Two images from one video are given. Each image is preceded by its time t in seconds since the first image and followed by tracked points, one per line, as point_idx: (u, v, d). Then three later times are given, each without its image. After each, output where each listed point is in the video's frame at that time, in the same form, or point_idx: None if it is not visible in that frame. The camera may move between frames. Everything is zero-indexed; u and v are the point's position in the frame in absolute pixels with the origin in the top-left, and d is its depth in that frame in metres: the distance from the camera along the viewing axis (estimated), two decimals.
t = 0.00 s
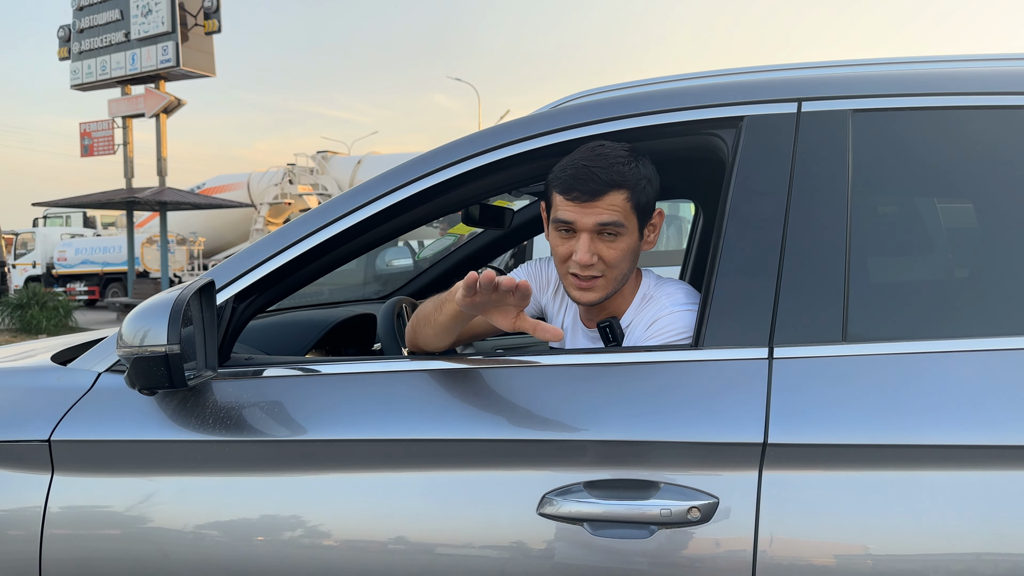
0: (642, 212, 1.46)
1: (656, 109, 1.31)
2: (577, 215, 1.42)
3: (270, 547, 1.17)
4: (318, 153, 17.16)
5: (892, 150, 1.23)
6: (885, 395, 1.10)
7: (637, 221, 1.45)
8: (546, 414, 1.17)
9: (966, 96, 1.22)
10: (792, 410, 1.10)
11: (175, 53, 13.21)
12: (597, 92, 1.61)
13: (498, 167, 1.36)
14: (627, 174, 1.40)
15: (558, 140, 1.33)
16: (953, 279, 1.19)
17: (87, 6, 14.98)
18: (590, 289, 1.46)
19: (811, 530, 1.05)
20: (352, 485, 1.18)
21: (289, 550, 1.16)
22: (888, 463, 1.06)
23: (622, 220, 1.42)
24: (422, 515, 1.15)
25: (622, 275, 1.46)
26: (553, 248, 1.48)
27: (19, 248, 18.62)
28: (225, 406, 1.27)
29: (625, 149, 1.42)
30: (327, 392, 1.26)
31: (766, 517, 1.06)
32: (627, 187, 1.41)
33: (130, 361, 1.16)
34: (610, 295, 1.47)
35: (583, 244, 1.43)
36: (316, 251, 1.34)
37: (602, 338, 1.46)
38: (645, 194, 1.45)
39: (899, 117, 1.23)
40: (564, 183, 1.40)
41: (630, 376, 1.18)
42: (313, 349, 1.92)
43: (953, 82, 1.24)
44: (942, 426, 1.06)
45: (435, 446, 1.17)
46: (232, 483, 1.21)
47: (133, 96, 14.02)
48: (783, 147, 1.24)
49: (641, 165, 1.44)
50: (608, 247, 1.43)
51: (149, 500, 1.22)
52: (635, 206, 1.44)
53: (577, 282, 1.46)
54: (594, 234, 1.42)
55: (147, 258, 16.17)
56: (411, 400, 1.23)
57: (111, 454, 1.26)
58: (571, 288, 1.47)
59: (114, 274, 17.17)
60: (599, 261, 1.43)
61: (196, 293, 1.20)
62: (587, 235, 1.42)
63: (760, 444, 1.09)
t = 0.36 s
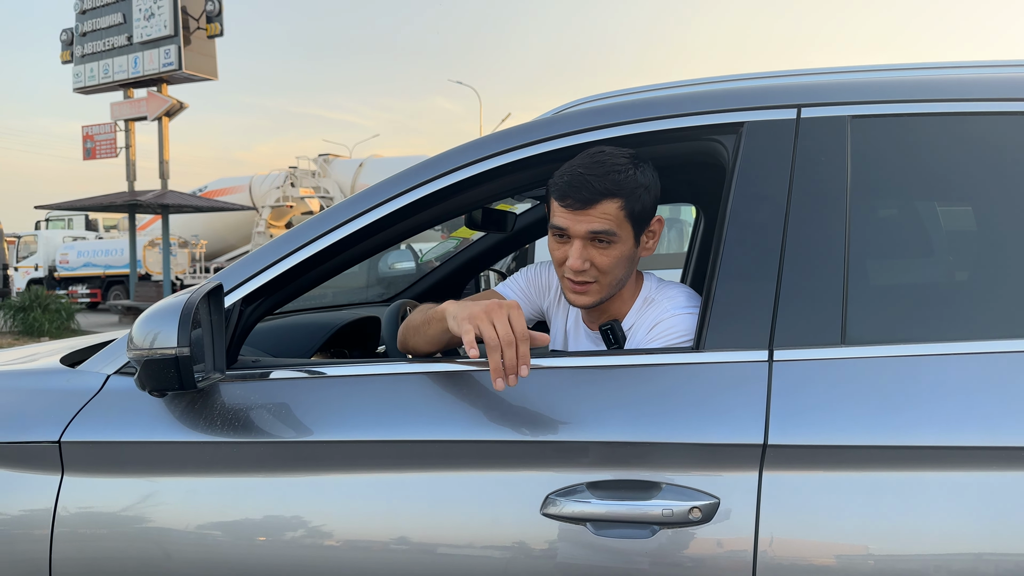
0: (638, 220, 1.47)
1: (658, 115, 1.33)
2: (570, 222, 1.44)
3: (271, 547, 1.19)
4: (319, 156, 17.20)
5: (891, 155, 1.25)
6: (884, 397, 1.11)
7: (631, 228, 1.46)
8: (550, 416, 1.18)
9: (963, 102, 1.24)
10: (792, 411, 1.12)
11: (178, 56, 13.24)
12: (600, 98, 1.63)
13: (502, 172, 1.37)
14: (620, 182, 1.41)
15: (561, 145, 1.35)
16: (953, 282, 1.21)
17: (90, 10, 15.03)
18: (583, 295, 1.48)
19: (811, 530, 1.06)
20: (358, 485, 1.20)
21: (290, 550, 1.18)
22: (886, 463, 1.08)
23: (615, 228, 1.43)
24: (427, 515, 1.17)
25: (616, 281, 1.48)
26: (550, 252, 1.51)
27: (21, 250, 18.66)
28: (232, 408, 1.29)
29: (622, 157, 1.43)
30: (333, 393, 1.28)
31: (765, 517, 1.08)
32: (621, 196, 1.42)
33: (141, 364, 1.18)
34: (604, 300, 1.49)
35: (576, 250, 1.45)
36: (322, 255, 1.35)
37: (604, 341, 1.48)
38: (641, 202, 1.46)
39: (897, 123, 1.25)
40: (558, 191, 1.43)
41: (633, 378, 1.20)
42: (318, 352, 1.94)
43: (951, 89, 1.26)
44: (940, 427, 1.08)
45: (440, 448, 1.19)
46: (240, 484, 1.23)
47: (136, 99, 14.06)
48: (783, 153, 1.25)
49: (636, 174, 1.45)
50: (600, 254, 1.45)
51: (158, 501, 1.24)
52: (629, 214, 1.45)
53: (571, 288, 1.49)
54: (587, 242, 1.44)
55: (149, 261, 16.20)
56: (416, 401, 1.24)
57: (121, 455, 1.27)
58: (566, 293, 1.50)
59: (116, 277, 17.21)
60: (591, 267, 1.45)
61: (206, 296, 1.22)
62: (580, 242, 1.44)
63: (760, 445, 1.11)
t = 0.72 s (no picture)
0: (647, 225, 1.50)
1: (660, 122, 1.34)
2: (582, 229, 1.46)
3: (272, 549, 1.20)
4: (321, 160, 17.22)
5: (891, 162, 1.26)
6: (885, 402, 1.12)
7: (641, 233, 1.49)
8: (555, 419, 1.20)
9: (964, 109, 1.25)
10: (795, 415, 1.13)
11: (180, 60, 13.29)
12: (603, 105, 1.65)
13: (507, 178, 1.39)
14: (631, 188, 1.44)
15: (565, 152, 1.36)
16: (953, 287, 1.22)
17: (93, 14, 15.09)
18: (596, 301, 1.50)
19: (813, 533, 1.07)
20: (365, 488, 1.21)
21: (291, 553, 1.20)
22: (888, 467, 1.09)
23: (627, 234, 1.46)
24: (433, 518, 1.18)
25: (627, 285, 1.50)
26: (560, 260, 1.52)
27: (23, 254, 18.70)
28: (240, 411, 1.30)
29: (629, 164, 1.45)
30: (339, 397, 1.29)
31: (768, 520, 1.09)
32: (632, 202, 1.45)
33: (150, 367, 1.20)
34: (616, 305, 1.51)
35: (588, 257, 1.47)
36: (329, 260, 1.37)
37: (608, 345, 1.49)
38: (649, 207, 1.49)
39: (898, 130, 1.26)
40: (570, 199, 1.44)
41: (636, 382, 1.21)
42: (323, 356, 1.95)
43: (951, 96, 1.27)
44: (941, 431, 1.09)
45: (446, 451, 1.20)
46: (248, 487, 1.24)
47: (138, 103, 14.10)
48: (785, 160, 1.27)
49: (644, 180, 1.47)
50: (613, 259, 1.47)
51: (166, 504, 1.25)
52: (640, 220, 1.47)
53: (583, 294, 1.50)
54: (600, 248, 1.46)
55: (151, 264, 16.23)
56: (423, 405, 1.26)
57: (130, 458, 1.29)
58: (577, 300, 1.52)
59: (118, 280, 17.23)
60: (604, 273, 1.47)
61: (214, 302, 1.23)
62: (593, 249, 1.46)
63: (763, 448, 1.12)
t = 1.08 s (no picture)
0: (651, 229, 1.50)
1: (664, 128, 1.35)
2: (586, 231, 1.47)
3: (273, 553, 1.21)
4: (322, 164, 17.25)
5: (893, 168, 1.27)
6: (888, 407, 1.13)
7: (645, 237, 1.49)
8: (559, 424, 1.20)
9: (966, 115, 1.26)
10: (798, 420, 1.13)
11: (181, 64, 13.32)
12: (606, 111, 1.66)
13: (511, 184, 1.40)
14: (635, 192, 1.44)
15: (569, 157, 1.37)
16: (954, 291, 1.23)
17: (94, 19, 15.12)
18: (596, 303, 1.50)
19: (815, 537, 1.08)
20: (370, 493, 1.22)
21: (292, 557, 1.20)
22: (891, 471, 1.10)
23: (630, 237, 1.46)
24: (438, 522, 1.18)
25: (629, 289, 1.51)
26: (563, 262, 1.53)
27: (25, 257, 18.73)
28: (246, 416, 1.31)
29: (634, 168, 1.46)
30: (345, 402, 1.30)
31: (771, 525, 1.09)
32: (635, 205, 1.45)
33: (157, 372, 1.21)
34: (617, 308, 1.51)
35: (591, 259, 1.48)
36: (334, 265, 1.38)
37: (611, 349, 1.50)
38: (653, 212, 1.49)
39: (898, 136, 1.27)
40: (574, 200, 1.45)
41: (640, 387, 1.22)
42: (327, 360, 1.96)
43: (952, 102, 1.28)
44: (943, 436, 1.09)
45: (450, 455, 1.21)
46: (253, 491, 1.25)
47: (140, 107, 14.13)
48: (787, 166, 1.27)
49: (649, 184, 1.48)
50: (616, 262, 1.48)
51: (172, 508, 1.26)
52: (643, 224, 1.48)
53: (584, 296, 1.51)
54: (603, 250, 1.47)
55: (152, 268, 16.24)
56: (427, 409, 1.26)
57: (135, 462, 1.29)
58: (579, 302, 1.52)
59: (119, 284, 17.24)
60: (606, 276, 1.48)
61: (220, 307, 1.24)
62: (596, 251, 1.47)
63: (766, 453, 1.12)
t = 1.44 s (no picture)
0: (650, 233, 1.51)
1: (665, 133, 1.36)
2: (585, 236, 1.47)
3: (274, 556, 1.21)
4: (324, 168, 17.28)
5: (892, 172, 1.27)
6: (888, 410, 1.13)
7: (644, 241, 1.50)
8: (561, 427, 1.21)
9: (966, 120, 1.26)
10: (798, 424, 1.14)
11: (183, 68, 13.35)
12: (608, 117, 1.67)
13: (514, 188, 1.41)
14: (633, 196, 1.45)
15: (571, 162, 1.38)
16: (953, 295, 1.23)
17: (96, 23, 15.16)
18: (596, 307, 1.51)
19: (816, 540, 1.09)
20: (373, 496, 1.22)
21: (295, 559, 1.21)
22: (891, 475, 1.10)
23: (629, 241, 1.47)
24: (441, 525, 1.19)
25: (629, 292, 1.51)
26: (564, 266, 1.53)
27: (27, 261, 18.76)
28: (250, 419, 1.32)
29: (632, 172, 1.46)
30: (348, 405, 1.30)
31: (772, 527, 1.10)
32: (634, 209, 1.45)
33: (162, 376, 1.21)
34: (617, 312, 1.52)
35: (590, 263, 1.48)
36: (337, 269, 1.38)
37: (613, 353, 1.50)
38: (652, 215, 1.50)
39: (897, 141, 1.28)
40: (572, 205, 1.46)
41: (642, 390, 1.23)
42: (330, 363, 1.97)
43: (952, 108, 1.29)
44: (942, 440, 1.10)
45: (453, 458, 1.21)
46: (257, 494, 1.25)
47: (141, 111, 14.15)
48: (788, 170, 1.28)
49: (647, 188, 1.48)
50: (615, 266, 1.48)
51: (176, 510, 1.27)
52: (642, 227, 1.48)
53: (585, 300, 1.52)
54: (602, 254, 1.47)
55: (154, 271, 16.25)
56: (430, 412, 1.27)
57: (140, 465, 1.30)
58: (579, 305, 1.53)
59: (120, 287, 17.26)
60: (606, 279, 1.48)
61: (224, 311, 1.25)
62: (595, 255, 1.47)
63: (767, 456, 1.13)
